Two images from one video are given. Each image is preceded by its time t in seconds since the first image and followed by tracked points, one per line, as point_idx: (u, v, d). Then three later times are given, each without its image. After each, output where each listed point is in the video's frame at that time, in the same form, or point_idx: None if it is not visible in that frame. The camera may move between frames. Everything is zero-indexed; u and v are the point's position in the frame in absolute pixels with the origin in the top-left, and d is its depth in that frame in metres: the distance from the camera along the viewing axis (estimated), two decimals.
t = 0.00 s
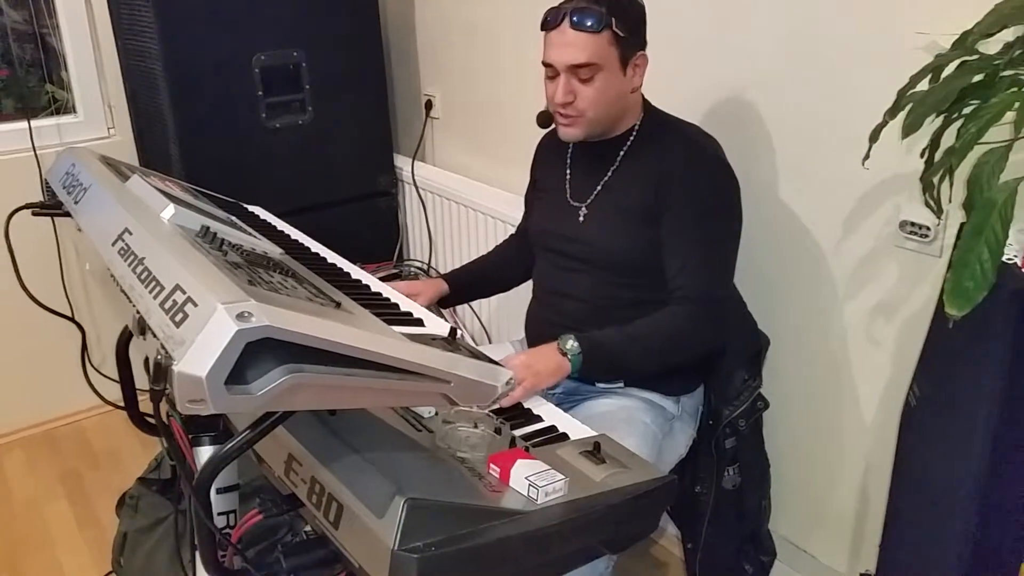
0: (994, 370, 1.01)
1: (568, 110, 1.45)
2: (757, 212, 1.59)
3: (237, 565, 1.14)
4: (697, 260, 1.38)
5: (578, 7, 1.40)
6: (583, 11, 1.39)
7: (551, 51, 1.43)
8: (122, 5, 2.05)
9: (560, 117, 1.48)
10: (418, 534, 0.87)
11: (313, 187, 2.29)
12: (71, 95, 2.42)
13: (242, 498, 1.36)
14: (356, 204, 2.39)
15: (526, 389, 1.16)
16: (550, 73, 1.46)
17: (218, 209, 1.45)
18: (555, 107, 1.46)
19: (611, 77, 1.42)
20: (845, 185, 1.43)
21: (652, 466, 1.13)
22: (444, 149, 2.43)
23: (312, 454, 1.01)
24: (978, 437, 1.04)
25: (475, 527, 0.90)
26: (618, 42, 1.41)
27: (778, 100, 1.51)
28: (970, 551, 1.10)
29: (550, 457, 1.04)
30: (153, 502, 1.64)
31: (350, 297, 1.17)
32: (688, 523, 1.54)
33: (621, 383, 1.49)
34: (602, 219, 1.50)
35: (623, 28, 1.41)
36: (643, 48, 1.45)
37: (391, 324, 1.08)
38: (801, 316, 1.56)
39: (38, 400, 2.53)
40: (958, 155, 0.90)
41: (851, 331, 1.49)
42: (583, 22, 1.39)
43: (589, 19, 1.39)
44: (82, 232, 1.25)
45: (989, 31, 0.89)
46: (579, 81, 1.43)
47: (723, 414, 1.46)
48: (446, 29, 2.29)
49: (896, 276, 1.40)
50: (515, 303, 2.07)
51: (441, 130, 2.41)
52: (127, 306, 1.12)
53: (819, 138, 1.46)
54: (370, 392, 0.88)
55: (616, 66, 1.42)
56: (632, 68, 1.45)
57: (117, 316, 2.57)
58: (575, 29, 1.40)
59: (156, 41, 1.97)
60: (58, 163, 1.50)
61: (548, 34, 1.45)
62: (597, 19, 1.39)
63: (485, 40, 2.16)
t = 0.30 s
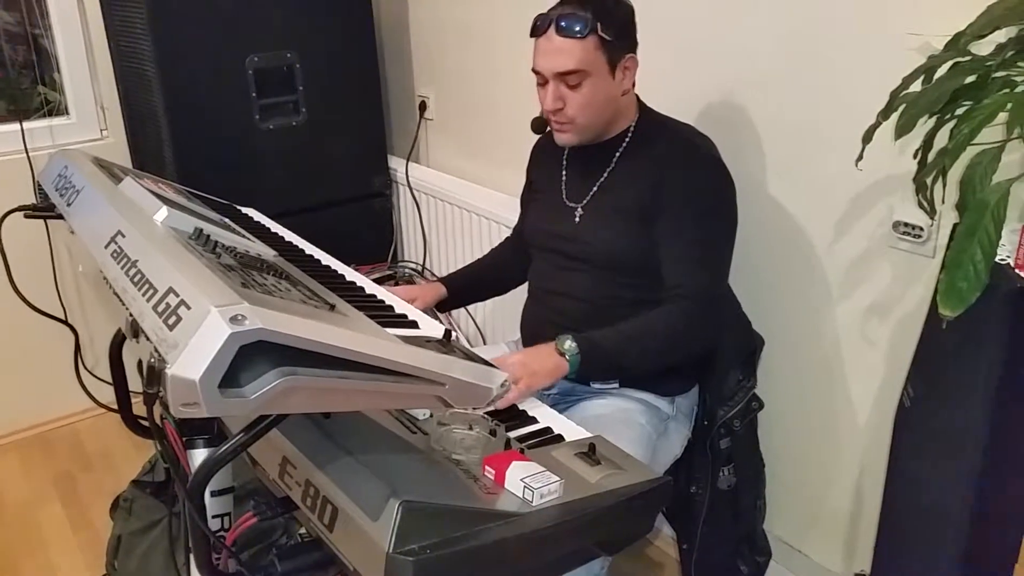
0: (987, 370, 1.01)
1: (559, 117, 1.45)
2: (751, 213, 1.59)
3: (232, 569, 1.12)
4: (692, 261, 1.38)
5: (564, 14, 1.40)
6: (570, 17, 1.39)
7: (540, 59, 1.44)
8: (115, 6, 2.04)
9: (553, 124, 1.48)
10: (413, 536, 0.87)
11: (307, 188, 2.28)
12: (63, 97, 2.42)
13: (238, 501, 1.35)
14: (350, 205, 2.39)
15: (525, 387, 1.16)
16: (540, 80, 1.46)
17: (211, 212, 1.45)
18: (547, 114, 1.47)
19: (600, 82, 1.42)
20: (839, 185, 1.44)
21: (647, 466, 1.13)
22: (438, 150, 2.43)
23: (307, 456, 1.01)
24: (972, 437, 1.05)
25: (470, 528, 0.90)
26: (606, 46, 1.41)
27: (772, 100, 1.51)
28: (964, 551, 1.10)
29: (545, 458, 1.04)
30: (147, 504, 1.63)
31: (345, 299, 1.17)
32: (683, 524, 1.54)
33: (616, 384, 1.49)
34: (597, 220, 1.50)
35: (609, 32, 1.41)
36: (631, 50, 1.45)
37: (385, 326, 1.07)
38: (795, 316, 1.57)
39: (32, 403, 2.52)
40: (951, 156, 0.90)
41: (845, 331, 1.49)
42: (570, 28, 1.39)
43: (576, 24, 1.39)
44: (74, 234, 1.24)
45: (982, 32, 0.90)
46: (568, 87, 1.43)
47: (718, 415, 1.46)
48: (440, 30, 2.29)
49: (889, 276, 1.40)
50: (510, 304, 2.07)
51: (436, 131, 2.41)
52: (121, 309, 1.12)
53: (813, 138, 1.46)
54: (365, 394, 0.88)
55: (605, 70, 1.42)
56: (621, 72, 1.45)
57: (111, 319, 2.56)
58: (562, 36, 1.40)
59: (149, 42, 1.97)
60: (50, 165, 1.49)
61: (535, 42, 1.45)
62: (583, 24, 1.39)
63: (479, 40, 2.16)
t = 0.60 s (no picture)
0: (986, 367, 1.01)
1: (554, 105, 1.46)
2: (750, 210, 1.59)
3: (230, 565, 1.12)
4: (691, 258, 1.38)
5: (561, 3, 1.41)
6: (567, 7, 1.40)
7: (536, 46, 1.45)
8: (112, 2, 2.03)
9: (549, 112, 1.49)
10: (413, 534, 0.87)
11: (305, 185, 2.28)
12: (61, 93, 2.41)
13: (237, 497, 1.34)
14: (348, 202, 2.39)
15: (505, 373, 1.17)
16: (536, 68, 1.46)
17: (209, 207, 1.44)
18: (542, 102, 1.47)
19: (594, 72, 1.42)
20: (838, 182, 1.43)
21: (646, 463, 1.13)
22: (437, 147, 2.42)
23: (306, 453, 1.01)
24: (971, 434, 1.05)
25: (470, 526, 0.89)
26: (601, 37, 1.41)
27: (771, 97, 1.51)
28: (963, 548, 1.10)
29: (545, 455, 1.04)
30: (146, 500, 1.63)
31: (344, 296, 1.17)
32: (682, 520, 1.55)
33: (615, 381, 1.49)
34: (595, 217, 1.50)
35: (606, 24, 1.41)
36: (628, 45, 1.44)
37: (384, 323, 1.07)
38: (795, 313, 1.57)
39: (31, 400, 2.52)
40: (951, 152, 0.90)
41: (845, 328, 1.49)
42: (565, 16, 1.40)
43: (571, 13, 1.40)
44: (72, 230, 1.24)
45: (982, 29, 0.90)
46: (562, 75, 1.43)
47: (718, 412, 1.45)
48: (439, 26, 2.28)
49: (889, 273, 1.40)
50: (509, 300, 2.07)
51: (434, 127, 2.41)
52: (119, 306, 1.11)
53: (812, 135, 1.46)
54: (364, 391, 0.88)
55: (600, 60, 1.42)
56: (617, 64, 1.44)
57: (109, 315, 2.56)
58: (558, 24, 1.41)
59: (147, 38, 1.96)
60: (48, 161, 1.49)
61: (534, 30, 1.46)
62: (579, 13, 1.40)
63: (478, 36, 2.15)
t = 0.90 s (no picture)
0: (992, 365, 1.01)
1: (555, 95, 1.47)
2: (754, 206, 1.59)
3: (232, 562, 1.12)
4: (694, 254, 1.38)
5: None
6: None
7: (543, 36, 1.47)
8: None
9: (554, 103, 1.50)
10: (416, 530, 0.86)
11: (308, 181, 2.28)
12: (64, 89, 2.41)
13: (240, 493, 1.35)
14: (351, 198, 2.38)
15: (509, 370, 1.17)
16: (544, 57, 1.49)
17: (212, 203, 1.44)
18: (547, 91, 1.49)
19: (593, 65, 1.42)
20: (843, 179, 1.43)
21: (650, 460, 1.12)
22: (440, 143, 2.42)
23: (309, 449, 1.01)
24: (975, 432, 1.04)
25: (473, 523, 0.89)
26: (602, 30, 1.41)
27: (776, 94, 1.50)
28: (968, 547, 1.09)
29: (548, 452, 1.04)
30: (149, 496, 1.63)
31: (347, 292, 1.17)
32: (685, 518, 1.54)
33: (618, 378, 1.48)
34: (599, 213, 1.50)
35: (609, 19, 1.40)
36: (633, 40, 1.43)
37: (388, 319, 1.07)
38: (799, 310, 1.56)
39: (34, 395, 2.52)
40: (957, 149, 0.90)
41: (848, 326, 1.49)
42: (567, 7, 1.41)
43: (573, 4, 1.41)
44: (75, 226, 1.24)
45: (988, 25, 0.89)
46: (563, 66, 1.45)
47: (721, 410, 1.45)
48: (442, 23, 2.28)
49: (893, 270, 1.39)
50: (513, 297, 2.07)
51: (437, 124, 2.40)
52: (122, 302, 1.11)
53: (817, 132, 1.45)
54: (367, 387, 0.88)
55: (599, 54, 1.42)
56: (619, 60, 1.43)
57: (112, 311, 2.56)
58: (560, 15, 1.42)
59: (149, 34, 1.96)
60: (51, 156, 1.49)
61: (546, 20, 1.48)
62: (580, 5, 1.41)
63: (482, 33, 2.15)
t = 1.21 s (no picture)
0: (1000, 360, 1.01)
1: (557, 83, 1.49)
2: (761, 201, 1.58)
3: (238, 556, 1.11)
4: (700, 248, 1.38)
5: None
6: None
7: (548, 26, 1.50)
8: None
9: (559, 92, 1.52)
10: (422, 524, 0.86)
11: (313, 175, 2.28)
12: (70, 83, 2.41)
13: (246, 487, 1.35)
14: (357, 193, 2.38)
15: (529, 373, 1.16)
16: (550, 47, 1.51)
17: (217, 196, 1.44)
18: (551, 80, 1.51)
19: (590, 53, 1.43)
20: (850, 174, 1.43)
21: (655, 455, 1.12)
22: (445, 137, 2.42)
23: (314, 443, 1.00)
24: (983, 428, 1.04)
25: (479, 516, 0.89)
26: (599, 19, 1.41)
27: (783, 88, 1.50)
28: (974, 543, 1.09)
29: (553, 446, 1.04)
30: (154, 490, 1.63)
31: (353, 286, 1.17)
32: (690, 513, 1.54)
33: (623, 373, 1.48)
34: (605, 208, 1.49)
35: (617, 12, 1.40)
36: (632, 29, 1.42)
37: (394, 313, 1.07)
38: (806, 305, 1.56)
39: (40, 389, 2.53)
40: (966, 143, 0.89)
41: (855, 321, 1.48)
42: None
43: None
44: (81, 219, 1.24)
45: (998, 18, 0.89)
46: (563, 54, 1.46)
47: (727, 404, 1.45)
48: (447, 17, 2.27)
49: (901, 265, 1.39)
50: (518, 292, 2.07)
51: (442, 118, 2.40)
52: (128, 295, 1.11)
53: (824, 126, 1.45)
54: (373, 381, 0.87)
55: (596, 42, 1.42)
56: (618, 49, 1.43)
57: (118, 305, 2.57)
58: (561, 4, 1.44)
59: (155, 28, 1.96)
60: (57, 150, 1.49)
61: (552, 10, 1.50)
62: None
63: (487, 27, 2.14)
